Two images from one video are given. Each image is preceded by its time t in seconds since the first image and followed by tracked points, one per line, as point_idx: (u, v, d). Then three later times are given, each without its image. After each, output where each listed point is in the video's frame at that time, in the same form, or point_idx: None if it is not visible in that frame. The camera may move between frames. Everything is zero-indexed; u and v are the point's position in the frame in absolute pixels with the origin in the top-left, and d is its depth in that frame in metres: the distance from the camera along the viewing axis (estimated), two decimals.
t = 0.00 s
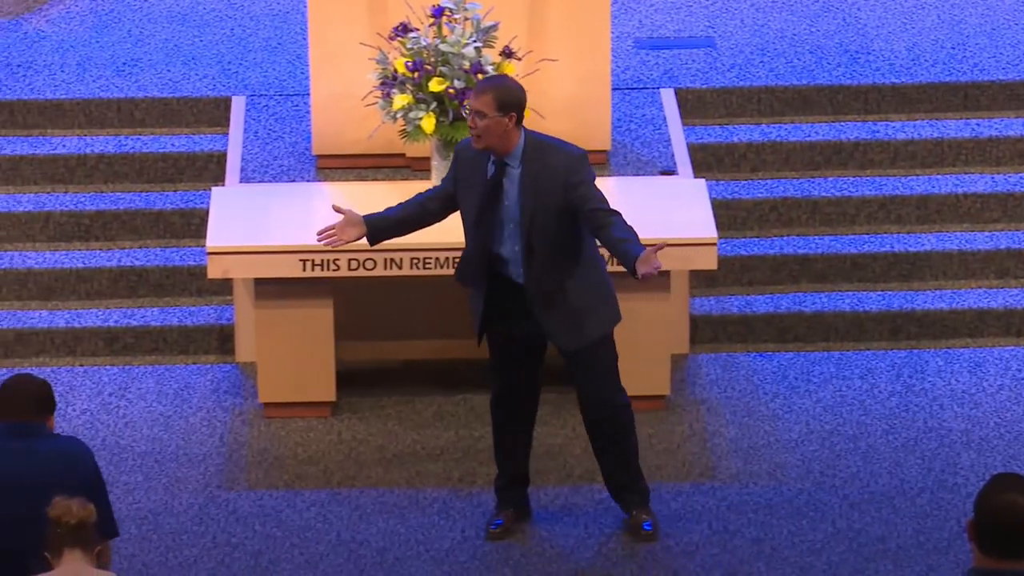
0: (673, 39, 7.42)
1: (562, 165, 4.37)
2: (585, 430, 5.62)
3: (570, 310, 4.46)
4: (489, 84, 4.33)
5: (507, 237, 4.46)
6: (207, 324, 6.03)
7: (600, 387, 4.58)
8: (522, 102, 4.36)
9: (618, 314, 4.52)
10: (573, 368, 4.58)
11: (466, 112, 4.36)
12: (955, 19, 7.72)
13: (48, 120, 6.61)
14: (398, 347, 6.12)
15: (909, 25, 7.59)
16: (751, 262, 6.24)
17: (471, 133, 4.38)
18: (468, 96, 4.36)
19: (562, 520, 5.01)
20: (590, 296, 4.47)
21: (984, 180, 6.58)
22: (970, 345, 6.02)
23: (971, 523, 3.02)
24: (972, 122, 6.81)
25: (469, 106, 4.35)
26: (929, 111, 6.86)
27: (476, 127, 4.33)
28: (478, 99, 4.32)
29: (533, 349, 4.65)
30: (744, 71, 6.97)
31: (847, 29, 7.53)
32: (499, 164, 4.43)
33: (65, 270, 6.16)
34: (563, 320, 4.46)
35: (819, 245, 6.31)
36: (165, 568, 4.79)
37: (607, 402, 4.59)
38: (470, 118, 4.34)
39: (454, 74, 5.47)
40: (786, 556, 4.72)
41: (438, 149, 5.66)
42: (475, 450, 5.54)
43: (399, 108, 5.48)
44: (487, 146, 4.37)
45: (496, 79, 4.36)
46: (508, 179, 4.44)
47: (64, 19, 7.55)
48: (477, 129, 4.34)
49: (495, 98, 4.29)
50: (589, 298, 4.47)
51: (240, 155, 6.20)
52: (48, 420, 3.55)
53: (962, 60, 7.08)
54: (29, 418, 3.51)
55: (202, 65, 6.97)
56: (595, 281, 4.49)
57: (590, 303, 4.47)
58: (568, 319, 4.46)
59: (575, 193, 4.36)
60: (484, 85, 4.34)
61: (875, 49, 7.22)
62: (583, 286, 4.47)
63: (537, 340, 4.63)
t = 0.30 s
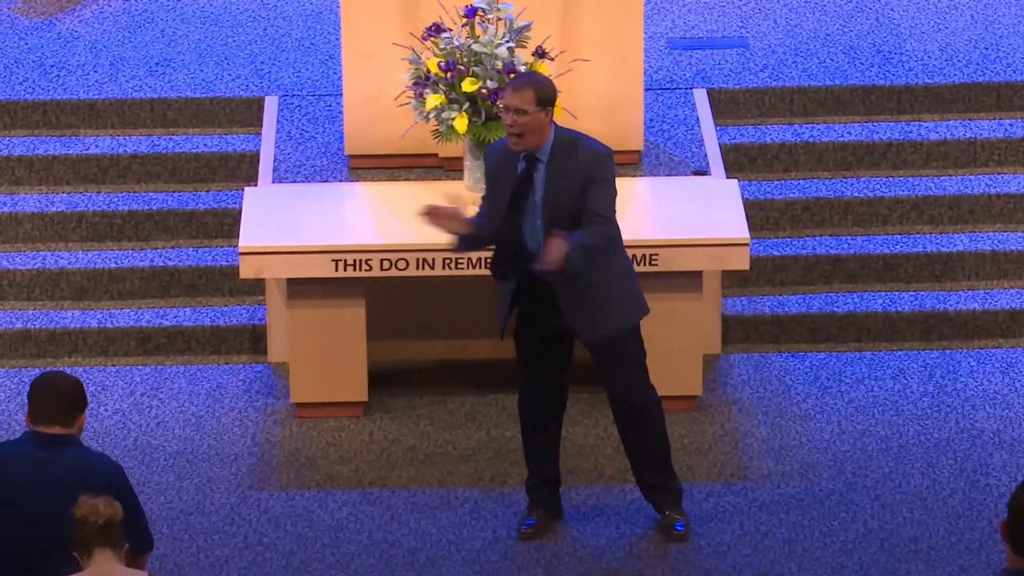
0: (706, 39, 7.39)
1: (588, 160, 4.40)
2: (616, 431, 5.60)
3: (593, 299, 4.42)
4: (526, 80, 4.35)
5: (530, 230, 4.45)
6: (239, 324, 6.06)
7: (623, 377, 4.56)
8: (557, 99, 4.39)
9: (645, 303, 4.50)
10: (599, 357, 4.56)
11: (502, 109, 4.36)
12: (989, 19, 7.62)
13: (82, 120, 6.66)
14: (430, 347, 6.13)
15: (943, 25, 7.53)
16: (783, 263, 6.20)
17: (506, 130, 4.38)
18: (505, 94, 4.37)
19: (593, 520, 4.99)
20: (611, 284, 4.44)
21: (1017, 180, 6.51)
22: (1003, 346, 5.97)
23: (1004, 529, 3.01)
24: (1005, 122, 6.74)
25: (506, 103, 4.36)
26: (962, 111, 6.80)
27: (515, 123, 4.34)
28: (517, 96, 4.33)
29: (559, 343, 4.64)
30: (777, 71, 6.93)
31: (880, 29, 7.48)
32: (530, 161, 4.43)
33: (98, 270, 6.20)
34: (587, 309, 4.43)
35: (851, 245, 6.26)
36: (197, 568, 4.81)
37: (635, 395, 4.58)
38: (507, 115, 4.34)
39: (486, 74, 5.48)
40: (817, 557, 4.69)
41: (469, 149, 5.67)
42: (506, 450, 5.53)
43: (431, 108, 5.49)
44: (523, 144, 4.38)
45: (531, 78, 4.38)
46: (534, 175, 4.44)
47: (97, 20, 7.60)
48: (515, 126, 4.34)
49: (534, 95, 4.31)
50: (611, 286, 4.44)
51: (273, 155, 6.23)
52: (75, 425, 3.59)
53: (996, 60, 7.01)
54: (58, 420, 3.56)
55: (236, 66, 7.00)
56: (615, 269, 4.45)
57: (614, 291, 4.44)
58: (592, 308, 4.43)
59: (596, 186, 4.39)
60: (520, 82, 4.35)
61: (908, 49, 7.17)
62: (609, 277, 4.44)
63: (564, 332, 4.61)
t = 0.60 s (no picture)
0: (711, 40, 7.39)
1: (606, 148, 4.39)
2: (620, 431, 5.60)
3: (610, 287, 4.43)
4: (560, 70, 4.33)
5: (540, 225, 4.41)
6: (243, 325, 6.07)
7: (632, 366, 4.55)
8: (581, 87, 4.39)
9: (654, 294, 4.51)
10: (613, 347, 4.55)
11: (536, 98, 4.32)
12: (995, 20, 7.62)
13: (87, 120, 6.66)
14: (434, 348, 6.13)
15: (948, 26, 7.52)
16: (788, 263, 6.20)
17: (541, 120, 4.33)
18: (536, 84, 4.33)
19: (597, 521, 4.99)
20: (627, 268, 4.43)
21: (1022, 181, 6.51)
22: (1007, 347, 5.97)
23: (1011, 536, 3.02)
24: (1009, 123, 6.74)
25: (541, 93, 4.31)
26: (967, 112, 6.80)
27: (556, 112, 4.31)
28: (555, 84, 4.30)
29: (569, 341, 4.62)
30: (782, 72, 6.93)
31: (885, 30, 7.48)
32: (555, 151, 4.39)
33: (102, 271, 6.20)
34: (602, 298, 4.43)
35: (856, 246, 6.26)
36: (201, 569, 4.81)
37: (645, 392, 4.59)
38: (547, 104, 4.30)
39: (491, 74, 5.49)
40: (821, 557, 4.69)
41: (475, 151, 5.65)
42: (511, 451, 5.53)
43: (436, 108, 5.49)
44: (559, 133, 4.35)
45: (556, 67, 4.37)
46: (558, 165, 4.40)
47: (102, 20, 7.60)
48: (556, 114, 4.31)
49: (574, 82, 4.30)
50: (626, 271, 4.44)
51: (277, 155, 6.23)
52: (73, 426, 3.61)
53: (1000, 61, 7.00)
54: (57, 420, 3.57)
55: (240, 66, 7.01)
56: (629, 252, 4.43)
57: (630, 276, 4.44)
58: (608, 297, 4.43)
59: (614, 173, 4.37)
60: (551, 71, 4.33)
61: (913, 50, 7.16)
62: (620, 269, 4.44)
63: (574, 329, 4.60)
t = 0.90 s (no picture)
0: (699, 40, 7.40)
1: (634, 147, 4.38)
2: (608, 432, 5.60)
3: (624, 288, 4.43)
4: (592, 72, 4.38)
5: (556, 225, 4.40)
6: (231, 326, 6.07)
7: (639, 364, 4.56)
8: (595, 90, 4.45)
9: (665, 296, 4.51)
10: (619, 345, 4.56)
11: (579, 98, 4.32)
12: (983, 20, 7.63)
13: (76, 121, 6.66)
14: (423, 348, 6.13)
15: (936, 26, 7.53)
16: (776, 264, 6.20)
17: (585, 120, 4.34)
18: (573, 84, 4.33)
19: (585, 521, 5.00)
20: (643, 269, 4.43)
21: (1009, 181, 6.52)
22: (995, 347, 5.98)
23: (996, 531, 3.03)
24: (998, 123, 6.75)
25: (583, 92, 4.32)
26: (955, 112, 6.80)
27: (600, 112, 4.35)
28: (595, 82, 4.32)
29: (574, 341, 4.64)
30: (770, 72, 6.94)
31: (873, 30, 7.48)
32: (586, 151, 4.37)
33: (90, 271, 6.20)
34: (617, 300, 4.43)
35: (843, 246, 6.27)
36: (189, 569, 4.81)
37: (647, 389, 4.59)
38: (593, 102, 4.32)
39: (479, 74, 5.49)
40: (809, 557, 4.69)
41: (464, 151, 5.66)
42: (500, 451, 5.54)
43: (424, 109, 5.50)
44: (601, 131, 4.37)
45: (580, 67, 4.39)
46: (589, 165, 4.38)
47: (91, 20, 7.59)
48: (600, 112, 4.34)
49: (610, 79, 4.35)
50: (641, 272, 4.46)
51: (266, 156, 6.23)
52: (54, 425, 3.61)
53: (988, 61, 7.01)
54: (40, 421, 3.57)
55: (229, 66, 7.01)
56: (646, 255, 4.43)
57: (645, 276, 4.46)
58: (622, 298, 4.43)
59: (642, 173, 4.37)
60: (584, 70, 4.35)
61: (901, 50, 7.17)
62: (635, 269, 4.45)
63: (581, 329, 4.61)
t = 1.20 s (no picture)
0: (672, 41, 7.41)
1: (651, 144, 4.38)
2: (582, 432, 5.60)
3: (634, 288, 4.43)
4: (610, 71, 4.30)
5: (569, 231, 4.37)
6: (204, 326, 6.04)
7: (637, 365, 4.58)
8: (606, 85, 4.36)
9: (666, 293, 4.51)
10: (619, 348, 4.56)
11: (606, 98, 4.25)
12: (954, 20, 7.66)
13: (48, 121, 6.62)
14: (395, 349, 6.11)
15: (908, 27, 7.55)
16: (748, 264, 6.21)
17: (612, 118, 4.27)
18: (597, 84, 4.25)
19: (558, 521, 4.99)
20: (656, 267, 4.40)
21: (981, 181, 6.54)
22: (967, 347, 6.00)
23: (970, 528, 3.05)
24: (970, 123, 6.77)
25: (608, 91, 4.25)
26: (927, 113, 6.83)
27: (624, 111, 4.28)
28: (619, 80, 4.26)
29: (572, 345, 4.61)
30: (743, 72, 6.95)
31: (845, 31, 7.50)
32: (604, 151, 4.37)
33: (62, 272, 6.17)
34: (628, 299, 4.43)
35: (816, 247, 6.28)
36: (161, 570, 4.79)
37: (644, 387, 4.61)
38: (619, 102, 4.26)
39: (452, 75, 5.50)
40: (781, 557, 4.70)
41: (438, 151, 5.68)
42: (472, 452, 5.53)
43: (397, 109, 5.49)
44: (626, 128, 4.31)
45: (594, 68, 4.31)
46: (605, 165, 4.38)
47: (63, 21, 7.56)
48: (626, 109, 4.28)
49: (629, 77, 4.29)
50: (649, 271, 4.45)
51: (239, 156, 6.21)
52: (26, 425, 3.59)
53: (960, 61, 7.04)
54: (13, 420, 3.55)
55: (201, 67, 6.98)
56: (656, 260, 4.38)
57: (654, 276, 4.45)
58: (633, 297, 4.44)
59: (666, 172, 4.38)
60: (605, 70, 4.27)
61: (874, 51, 7.20)
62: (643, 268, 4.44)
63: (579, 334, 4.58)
